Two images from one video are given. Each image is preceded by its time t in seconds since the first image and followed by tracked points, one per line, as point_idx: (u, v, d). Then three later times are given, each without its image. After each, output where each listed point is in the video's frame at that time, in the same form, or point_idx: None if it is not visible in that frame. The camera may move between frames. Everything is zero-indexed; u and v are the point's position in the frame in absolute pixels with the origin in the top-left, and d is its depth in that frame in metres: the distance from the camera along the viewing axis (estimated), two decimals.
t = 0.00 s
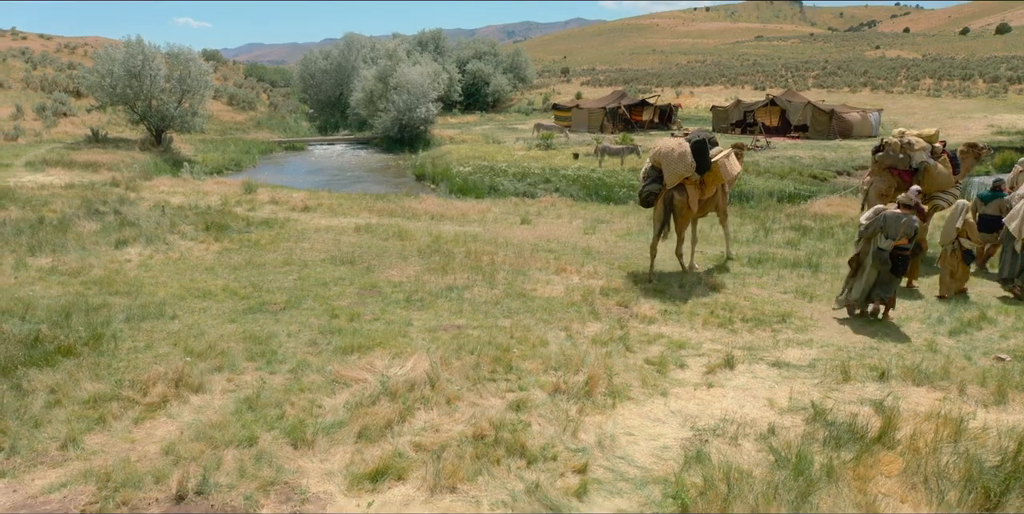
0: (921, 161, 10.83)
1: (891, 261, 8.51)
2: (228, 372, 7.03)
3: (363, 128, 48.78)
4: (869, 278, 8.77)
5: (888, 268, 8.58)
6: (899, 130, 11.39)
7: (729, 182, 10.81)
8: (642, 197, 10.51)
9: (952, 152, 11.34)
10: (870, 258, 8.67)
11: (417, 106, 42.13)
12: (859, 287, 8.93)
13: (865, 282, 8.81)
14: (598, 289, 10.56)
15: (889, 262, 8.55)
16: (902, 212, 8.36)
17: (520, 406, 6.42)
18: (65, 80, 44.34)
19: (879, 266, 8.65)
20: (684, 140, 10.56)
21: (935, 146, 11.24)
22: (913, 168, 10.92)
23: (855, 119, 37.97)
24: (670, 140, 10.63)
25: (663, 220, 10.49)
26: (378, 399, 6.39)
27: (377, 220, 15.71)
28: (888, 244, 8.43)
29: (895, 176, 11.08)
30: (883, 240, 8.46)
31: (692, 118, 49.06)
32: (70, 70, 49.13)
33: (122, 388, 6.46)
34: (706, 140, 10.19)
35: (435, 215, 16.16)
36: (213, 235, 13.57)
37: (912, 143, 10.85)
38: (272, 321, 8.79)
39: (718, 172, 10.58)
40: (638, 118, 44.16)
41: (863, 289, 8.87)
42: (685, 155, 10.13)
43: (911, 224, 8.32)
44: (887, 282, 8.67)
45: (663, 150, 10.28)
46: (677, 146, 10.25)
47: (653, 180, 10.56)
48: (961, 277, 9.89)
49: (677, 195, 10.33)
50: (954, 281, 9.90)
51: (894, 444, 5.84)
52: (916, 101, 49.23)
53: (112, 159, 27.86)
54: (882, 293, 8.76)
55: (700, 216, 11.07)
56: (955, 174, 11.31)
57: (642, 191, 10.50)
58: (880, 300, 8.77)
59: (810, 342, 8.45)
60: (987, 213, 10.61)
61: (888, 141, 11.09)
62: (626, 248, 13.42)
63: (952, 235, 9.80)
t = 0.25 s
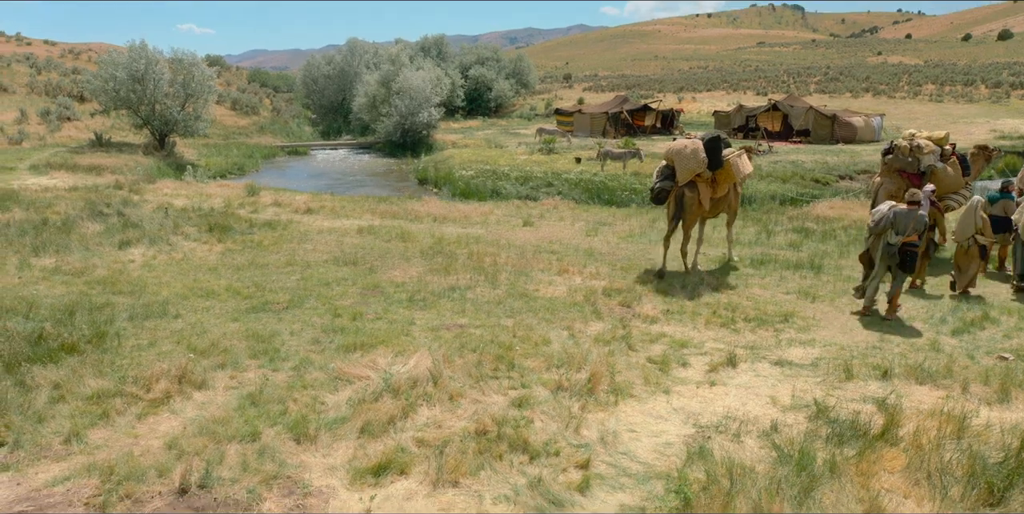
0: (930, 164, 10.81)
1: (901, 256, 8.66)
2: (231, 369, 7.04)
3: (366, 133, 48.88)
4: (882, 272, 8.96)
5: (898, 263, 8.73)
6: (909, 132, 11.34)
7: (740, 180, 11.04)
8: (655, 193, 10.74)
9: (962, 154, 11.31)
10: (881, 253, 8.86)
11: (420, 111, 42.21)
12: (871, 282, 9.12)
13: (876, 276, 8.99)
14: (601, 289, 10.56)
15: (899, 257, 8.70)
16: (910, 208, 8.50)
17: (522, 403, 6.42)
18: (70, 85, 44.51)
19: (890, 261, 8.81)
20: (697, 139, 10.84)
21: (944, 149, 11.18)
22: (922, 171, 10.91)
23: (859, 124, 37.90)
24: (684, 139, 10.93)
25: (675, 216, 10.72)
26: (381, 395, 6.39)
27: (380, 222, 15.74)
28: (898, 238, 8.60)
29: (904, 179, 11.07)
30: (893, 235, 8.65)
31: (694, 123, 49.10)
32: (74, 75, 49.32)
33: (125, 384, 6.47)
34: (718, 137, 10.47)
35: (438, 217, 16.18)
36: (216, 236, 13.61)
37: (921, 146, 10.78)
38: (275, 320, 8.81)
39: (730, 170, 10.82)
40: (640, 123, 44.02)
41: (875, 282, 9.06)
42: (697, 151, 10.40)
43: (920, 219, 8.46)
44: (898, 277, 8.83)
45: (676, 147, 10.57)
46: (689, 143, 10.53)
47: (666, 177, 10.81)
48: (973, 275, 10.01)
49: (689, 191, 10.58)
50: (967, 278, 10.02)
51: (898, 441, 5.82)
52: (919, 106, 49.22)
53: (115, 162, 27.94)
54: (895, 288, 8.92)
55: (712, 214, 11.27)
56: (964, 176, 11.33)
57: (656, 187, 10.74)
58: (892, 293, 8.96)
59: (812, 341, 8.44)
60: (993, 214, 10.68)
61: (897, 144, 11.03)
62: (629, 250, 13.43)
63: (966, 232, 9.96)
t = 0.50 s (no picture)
0: (940, 164, 10.82)
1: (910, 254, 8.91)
2: (233, 367, 7.05)
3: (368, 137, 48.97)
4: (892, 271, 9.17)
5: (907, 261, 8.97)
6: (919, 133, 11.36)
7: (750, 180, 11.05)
8: (665, 192, 10.85)
9: (970, 155, 11.36)
10: (890, 252, 9.11)
11: (422, 115, 42.26)
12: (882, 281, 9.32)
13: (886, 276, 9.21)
14: (602, 289, 10.57)
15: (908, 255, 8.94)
16: (917, 206, 8.78)
17: (525, 400, 6.42)
18: (73, 89, 44.63)
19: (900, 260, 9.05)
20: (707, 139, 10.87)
21: (953, 150, 11.24)
22: (932, 171, 10.90)
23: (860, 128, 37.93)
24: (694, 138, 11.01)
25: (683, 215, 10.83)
26: (383, 392, 6.40)
27: (382, 224, 15.76)
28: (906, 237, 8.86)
29: (914, 178, 11.03)
30: (901, 234, 8.91)
31: (695, 128, 49.15)
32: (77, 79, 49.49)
33: (128, 381, 6.48)
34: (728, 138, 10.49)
35: (439, 219, 16.20)
36: (219, 238, 13.64)
37: (932, 146, 10.79)
38: (277, 319, 8.82)
39: (739, 170, 10.84)
40: (642, 127, 44.04)
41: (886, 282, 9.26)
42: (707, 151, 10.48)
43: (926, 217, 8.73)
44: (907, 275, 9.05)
45: (686, 147, 10.66)
46: (699, 143, 10.60)
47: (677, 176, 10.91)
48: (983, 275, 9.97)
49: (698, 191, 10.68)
50: (979, 279, 10.00)
51: (900, 438, 5.81)
52: (920, 111, 49.25)
53: (118, 165, 28.02)
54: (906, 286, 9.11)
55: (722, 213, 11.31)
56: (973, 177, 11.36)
57: (665, 186, 10.85)
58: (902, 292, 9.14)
59: (815, 340, 8.44)
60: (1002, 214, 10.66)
61: (907, 143, 11.00)
62: (630, 251, 13.44)
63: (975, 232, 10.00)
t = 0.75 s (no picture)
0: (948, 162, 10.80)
1: (921, 249, 9.07)
2: (235, 365, 7.05)
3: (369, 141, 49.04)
4: (901, 266, 9.30)
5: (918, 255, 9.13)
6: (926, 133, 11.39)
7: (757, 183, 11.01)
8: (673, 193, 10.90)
9: (978, 154, 11.35)
10: (901, 246, 9.23)
11: (423, 119, 42.25)
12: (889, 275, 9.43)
13: (895, 269, 9.32)
14: (604, 290, 10.57)
15: (919, 249, 9.10)
16: (932, 203, 8.98)
17: (527, 398, 6.41)
18: (75, 93, 44.73)
19: (910, 255, 9.19)
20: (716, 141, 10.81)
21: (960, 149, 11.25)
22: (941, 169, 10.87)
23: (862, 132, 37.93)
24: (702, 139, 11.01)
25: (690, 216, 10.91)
26: (385, 390, 6.39)
27: (384, 226, 15.78)
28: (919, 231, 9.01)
29: (924, 177, 11.02)
30: (914, 228, 9.05)
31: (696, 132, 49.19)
32: (80, 83, 49.62)
33: (129, 379, 6.49)
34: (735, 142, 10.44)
35: (441, 221, 16.22)
36: (221, 239, 13.66)
37: (939, 144, 10.79)
38: (279, 319, 8.82)
39: (746, 174, 10.80)
40: (643, 131, 44.07)
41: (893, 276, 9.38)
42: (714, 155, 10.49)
43: (940, 213, 8.93)
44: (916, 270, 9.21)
45: (694, 150, 10.67)
46: (707, 146, 10.60)
47: (684, 177, 10.95)
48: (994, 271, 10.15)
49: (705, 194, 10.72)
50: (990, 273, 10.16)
51: (903, 436, 5.81)
52: (922, 115, 49.27)
53: (120, 169, 28.07)
54: (914, 281, 9.27)
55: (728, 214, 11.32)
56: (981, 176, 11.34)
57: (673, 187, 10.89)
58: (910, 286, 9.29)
59: (816, 340, 8.43)
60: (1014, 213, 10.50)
61: (915, 143, 11.01)
62: (632, 253, 13.44)
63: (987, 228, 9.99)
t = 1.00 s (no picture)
0: (956, 164, 10.72)
1: (938, 253, 9.09)
2: (235, 365, 7.04)
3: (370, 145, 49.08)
4: (915, 269, 9.30)
5: (934, 259, 9.15)
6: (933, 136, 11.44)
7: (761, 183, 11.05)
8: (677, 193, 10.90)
9: (985, 156, 11.23)
10: (917, 249, 9.23)
11: (423, 124, 42.22)
12: (903, 277, 9.42)
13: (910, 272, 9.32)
14: (605, 291, 10.57)
15: (934, 253, 9.12)
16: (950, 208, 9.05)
17: (528, 398, 6.41)
18: (77, 97, 44.79)
19: (925, 258, 9.21)
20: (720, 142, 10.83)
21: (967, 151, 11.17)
22: (949, 173, 10.91)
23: (862, 136, 37.95)
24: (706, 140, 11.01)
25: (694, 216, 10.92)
26: (386, 389, 6.39)
27: (384, 228, 15.78)
28: (936, 235, 9.03)
29: (933, 181, 11.15)
30: (931, 231, 9.07)
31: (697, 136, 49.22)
32: (81, 88, 49.68)
33: (130, 378, 6.48)
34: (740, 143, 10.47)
35: (441, 224, 16.22)
36: (222, 241, 13.67)
37: (946, 148, 10.77)
38: (280, 319, 8.82)
39: (751, 174, 10.82)
40: (644, 135, 44.11)
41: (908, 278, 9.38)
42: (719, 156, 10.50)
43: (958, 219, 9.02)
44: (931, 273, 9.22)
45: (699, 150, 10.67)
46: (712, 147, 10.61)
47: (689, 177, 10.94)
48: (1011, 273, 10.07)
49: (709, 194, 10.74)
50: (1007, 275, 10.10)
51: (904, 435, 5.80)
52: (922, 120, 49.29)
53: (121, 172, 28.10)
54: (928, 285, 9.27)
55: (731, 214, 11.35)
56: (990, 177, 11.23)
57: (677, 187, 10.89)
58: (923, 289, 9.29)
59: (818, 341, 8.43)
60: None
61: (921, 147, 11.10)
62: (633, 255, 13.43)
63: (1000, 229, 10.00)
